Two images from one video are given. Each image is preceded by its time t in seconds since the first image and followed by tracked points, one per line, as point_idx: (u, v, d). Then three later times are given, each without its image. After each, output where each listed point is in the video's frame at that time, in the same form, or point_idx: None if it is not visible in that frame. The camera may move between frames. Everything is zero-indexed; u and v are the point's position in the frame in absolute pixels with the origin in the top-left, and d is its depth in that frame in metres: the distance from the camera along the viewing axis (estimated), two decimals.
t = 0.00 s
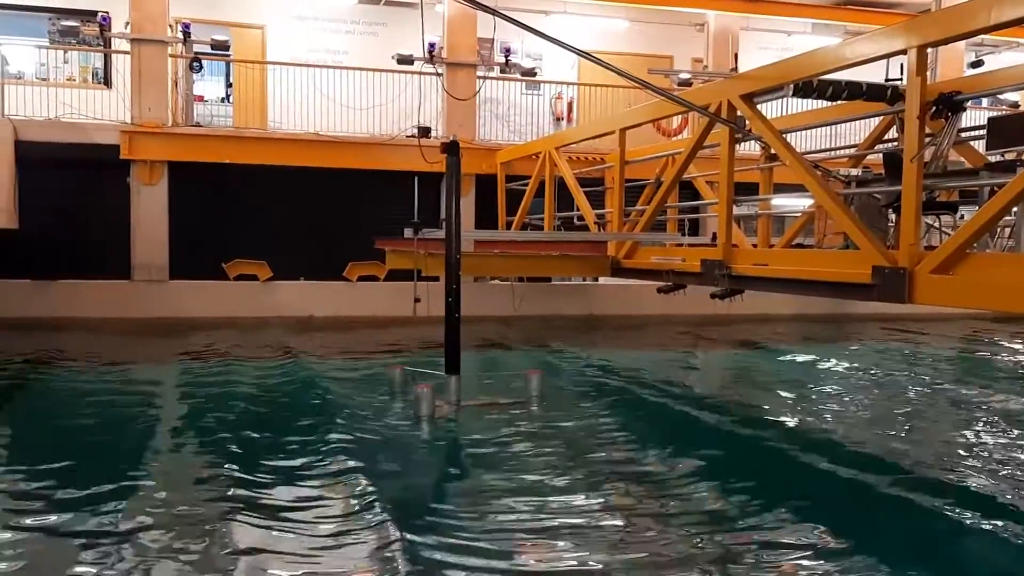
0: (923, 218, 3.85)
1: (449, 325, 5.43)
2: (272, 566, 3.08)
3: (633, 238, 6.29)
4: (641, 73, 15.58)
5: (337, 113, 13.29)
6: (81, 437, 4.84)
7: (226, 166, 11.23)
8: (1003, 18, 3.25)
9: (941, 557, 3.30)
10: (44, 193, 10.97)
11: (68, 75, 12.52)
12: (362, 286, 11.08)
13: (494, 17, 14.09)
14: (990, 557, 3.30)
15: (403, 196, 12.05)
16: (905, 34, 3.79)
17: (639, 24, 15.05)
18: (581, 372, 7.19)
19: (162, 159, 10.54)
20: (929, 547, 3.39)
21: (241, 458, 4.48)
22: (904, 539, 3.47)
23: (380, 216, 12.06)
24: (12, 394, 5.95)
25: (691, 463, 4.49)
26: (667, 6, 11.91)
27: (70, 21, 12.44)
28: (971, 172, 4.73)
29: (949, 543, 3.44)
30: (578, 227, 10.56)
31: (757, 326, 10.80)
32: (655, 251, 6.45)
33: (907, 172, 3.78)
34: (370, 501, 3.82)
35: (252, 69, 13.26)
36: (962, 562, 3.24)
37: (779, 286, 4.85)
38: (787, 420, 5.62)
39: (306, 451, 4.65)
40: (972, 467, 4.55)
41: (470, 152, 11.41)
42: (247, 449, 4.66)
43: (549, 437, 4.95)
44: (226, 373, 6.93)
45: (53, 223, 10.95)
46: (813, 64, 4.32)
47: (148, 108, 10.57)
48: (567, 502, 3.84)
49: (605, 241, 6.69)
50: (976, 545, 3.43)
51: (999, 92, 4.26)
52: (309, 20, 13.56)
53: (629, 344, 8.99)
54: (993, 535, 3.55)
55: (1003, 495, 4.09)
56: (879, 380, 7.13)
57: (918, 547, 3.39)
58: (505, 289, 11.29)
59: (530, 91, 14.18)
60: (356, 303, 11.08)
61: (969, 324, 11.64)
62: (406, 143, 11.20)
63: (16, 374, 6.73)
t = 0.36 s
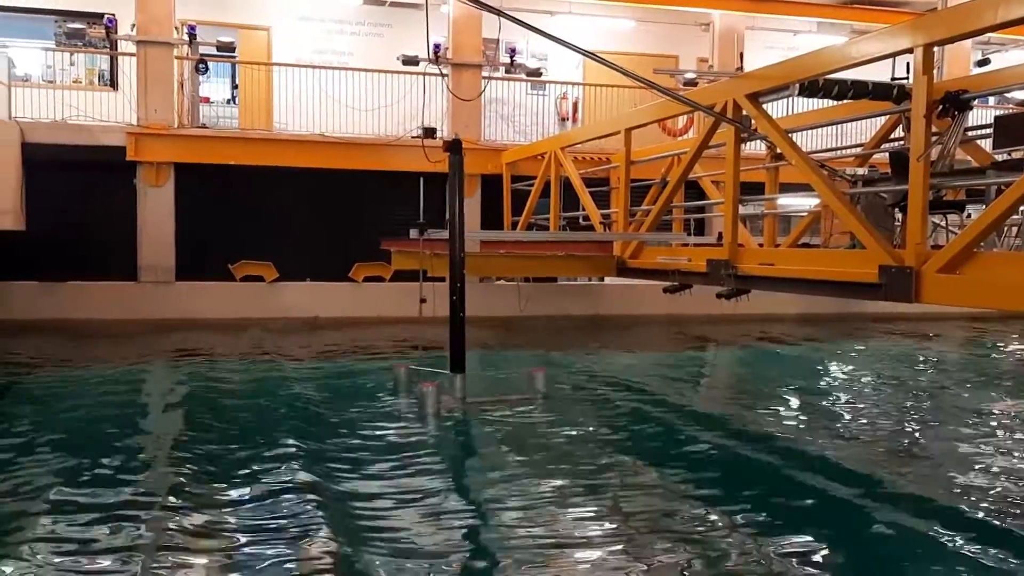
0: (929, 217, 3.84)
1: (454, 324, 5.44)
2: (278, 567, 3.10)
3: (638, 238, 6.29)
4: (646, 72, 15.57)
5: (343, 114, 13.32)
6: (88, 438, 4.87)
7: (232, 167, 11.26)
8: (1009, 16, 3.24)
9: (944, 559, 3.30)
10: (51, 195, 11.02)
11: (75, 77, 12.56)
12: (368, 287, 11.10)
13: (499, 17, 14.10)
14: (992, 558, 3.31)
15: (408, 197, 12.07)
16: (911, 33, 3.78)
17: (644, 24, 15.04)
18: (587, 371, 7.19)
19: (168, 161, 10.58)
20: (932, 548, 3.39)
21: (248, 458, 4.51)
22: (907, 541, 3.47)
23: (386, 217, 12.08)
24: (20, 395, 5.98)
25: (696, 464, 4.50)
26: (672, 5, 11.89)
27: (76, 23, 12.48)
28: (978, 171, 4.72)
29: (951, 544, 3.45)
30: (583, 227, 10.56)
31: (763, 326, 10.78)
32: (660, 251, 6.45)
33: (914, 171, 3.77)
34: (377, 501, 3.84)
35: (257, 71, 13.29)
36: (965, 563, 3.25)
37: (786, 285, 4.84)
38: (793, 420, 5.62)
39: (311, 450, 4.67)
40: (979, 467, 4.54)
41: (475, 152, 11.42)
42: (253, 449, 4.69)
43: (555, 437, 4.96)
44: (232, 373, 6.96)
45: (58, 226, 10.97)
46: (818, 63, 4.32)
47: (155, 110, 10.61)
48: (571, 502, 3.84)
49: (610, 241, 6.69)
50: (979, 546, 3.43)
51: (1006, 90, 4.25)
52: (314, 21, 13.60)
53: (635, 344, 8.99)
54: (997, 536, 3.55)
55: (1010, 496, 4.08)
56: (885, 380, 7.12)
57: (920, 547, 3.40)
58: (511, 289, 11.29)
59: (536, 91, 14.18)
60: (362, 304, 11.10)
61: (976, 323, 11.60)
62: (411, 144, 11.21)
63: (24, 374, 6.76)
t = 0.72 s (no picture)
0: (931, 217, 3.85)
1: (453, 325, 5.45)
2: (276, 564, 3.11)
3: (640, 239, 6.30)
4: (647, 74, 15.58)
5: (345, 117, 13.36)
6: (90, 438, 4.89)
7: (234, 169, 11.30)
8: (1010, 17, 3.26)
9: (943, 559, 3.31)
10: (54, 197, 11.05)
11: (78, 80, 12.60)
12: (370, 288, 11.13)
13: (500, 20, 14.13)
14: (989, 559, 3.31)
15: (411, 198, 12.10)
16: (912, 34, 3.80)
17: (645, 26, 15.06)
18: (588, 372, 7.21)
19: (171, 163, 10.62)
20: (930, 548, 3.40)
21: (248, 458, 4.52)
22: (904, 542, 3.48)
23: (388, 219, 12.10)
24: (23, 396, 6.01)
25: (699, 465, 4.51)
26: (672, 7, 11.91)
27: (79, 27, 12.52)
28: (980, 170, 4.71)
29: (949, 545, 3.46)
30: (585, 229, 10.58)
31: (764, 327, 10.79)
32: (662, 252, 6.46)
33: (915, 172, 3.78)
34: (376, 501, 3.85)
35: (260, 73, 13.33)
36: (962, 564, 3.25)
37: (788, 286, 4.86)
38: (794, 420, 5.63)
39: (312, 450, 4.68)
40: (980, 468, 4.54)
41: (476, 154, 11.43)
42: (254, 449, 4.70)
43: (555, 437, 4.98)
44: (234, 374, 6.98)
45: (60, 228, 11.00)
46: (819, 64, 4.33)
47: (158, 112, 10.64)
48: (570, 502, 3.85)
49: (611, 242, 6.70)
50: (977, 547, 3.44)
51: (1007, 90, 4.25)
52: (316, 24, 13.64)
53: (636, 344, 9.01)
54: (995, 537, 3.55)
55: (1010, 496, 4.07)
56: (886, 380, 7.13)
57: (918, 549, 3.41)
58: (512, 290, 11.31)
59: (536, 93, 14.21)
60: (364, 305, 11.12)
61: (978, 324, 11.59)
62: (413, 146, 11.24)
63: (27, 376, 6.80)
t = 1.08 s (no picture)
0: (932, 218, 3.84)
1: (452, 328, 5.46)
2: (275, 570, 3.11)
3: (641, 240, 6.30)
4: (649, 75, 15.58)
5: (347, 118, 13.36)
6: (91, 439, 4.90)
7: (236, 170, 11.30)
8: (1011, 18, 3.26)
9: (939, 558, 3.31)
10: (55, 198, 11.05)
11: (80, 81, 12.61)
12: (371, 289, 11.14)
13: (501, 21, 14.13)
14: (985, 556, 3.32)
15: (412, 199, 12.10)
16: (913, 35, 3.80)
17: (646, 26, 15.06)
18: (589, 373, 7.21)
19: (172, 164, 10.63)
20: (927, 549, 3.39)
21: (249, 461, 4.53)
22: (903, 540, 3.48)
23: (389, 219, 12.10)
24: (24, 397, 6.02)
25: (701, 467, 4.51)
26: (673, 8, 11.91)
27: (81, 28, 12.52)
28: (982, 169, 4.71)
29: (945, 544, 3.45)
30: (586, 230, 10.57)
31: (766, 327, 10.78)
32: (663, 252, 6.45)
33: (916, 172, 3.78)
34: (373, 504, 3.84)
35: (261, 74, 13.33)
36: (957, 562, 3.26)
37: (789, 286, 4.85)
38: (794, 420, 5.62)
39: (312, 453, 4.69)
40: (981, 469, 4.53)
41: (478, 155, 11.43)
42: (254, 451, 4.71)
43: (556, 439, 4.98)
44: (235, 375, 6.98)
45: (61, 230, 11.00)
46: (821, 64, 4.33)
47: (159, 114, 10.65)
48: (569, 505, 3.84)
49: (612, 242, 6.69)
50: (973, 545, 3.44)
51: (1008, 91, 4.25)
52: (317, 25, 13.65)
53: (637, 345, 9.01)
54: (989, 535, 3.56)
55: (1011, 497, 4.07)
56: (887, 380, 7.13)
57: (912, 548, 3.41)
58: (513, 291, 11.31)
59: (537, 94, 14.22)
60: (365, 306, 11.13)
61: (979, 324, 11.59)
62: (414, 147, 11.24)
63: (28, 377, 6.80)
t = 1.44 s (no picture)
0: (933, 218, 3.84)
1: (456, 329, 5.45)
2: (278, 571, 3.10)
3: (642, 240, 6.30)
4: (649, 75, 15.58)
5: (348, 118, 13.36)
6: (92, 440, 4.89)
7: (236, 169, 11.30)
8: (1011, 18, 3.26)
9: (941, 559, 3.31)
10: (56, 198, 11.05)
11: (80, 81, 12.60)
12: (372, 289, 11.15)
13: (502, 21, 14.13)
14: (989, 556, 3.32)
15: (413, 199, 12.10)
16: (914, 35, 3.79)
17: (646, 26, 15.06)
18: (590, 374, 7.21)
19: (173, 164, 10.64)
20: (930, 549, 3.39)
21: (251, 462, 4.52)
22: (906, 540, 3.48)
23: (390, 220, 12.10)
24: (25, 398, 6.01)
25: (702, 467, 4.50)
26: (673, 8, 11.90)
27: (81, 28, 12.52)
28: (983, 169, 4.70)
29: (949, 543, 3.45)
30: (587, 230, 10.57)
31: (766, 327, 10.78)
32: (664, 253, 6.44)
33: (917, 172, 3.77)
34: (376, 506, 3.83)
35: (261, 74, 13.33)
36: (961, 563, 3.25)
37: (790, 286, 4.85)
38: (796, 421, 5.62)
39: (314, 455, 4.68)
40: (983, 468, 4.53)
41: (479, 155, 11.44)
42: (256, 452, 4.71)
43: (559, 441, 4.98)
44: (236, 376, 6.99)
45: (62, 230, 11.00)
46: (821, 64, 4.33)
47: (159, 114, 10.65)
48: (572, 507, 3.84)
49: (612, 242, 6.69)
50: (976, 546, 3.43)
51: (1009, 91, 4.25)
52: (318, 25, 13.66)
53: (637, 345, 9.01)
54: (992, 535, 3.55)
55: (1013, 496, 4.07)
56: (888, 380, 7.13)
57: (915, 548, 3.40)
58: (514, 291, 11.31)
59: (538, 94, 14.22)
60: (366, 306, 11.14)
61: (980, 324, 11.58)
62: (414, 147, 11.24)
63: (29, 377, 6.80)
